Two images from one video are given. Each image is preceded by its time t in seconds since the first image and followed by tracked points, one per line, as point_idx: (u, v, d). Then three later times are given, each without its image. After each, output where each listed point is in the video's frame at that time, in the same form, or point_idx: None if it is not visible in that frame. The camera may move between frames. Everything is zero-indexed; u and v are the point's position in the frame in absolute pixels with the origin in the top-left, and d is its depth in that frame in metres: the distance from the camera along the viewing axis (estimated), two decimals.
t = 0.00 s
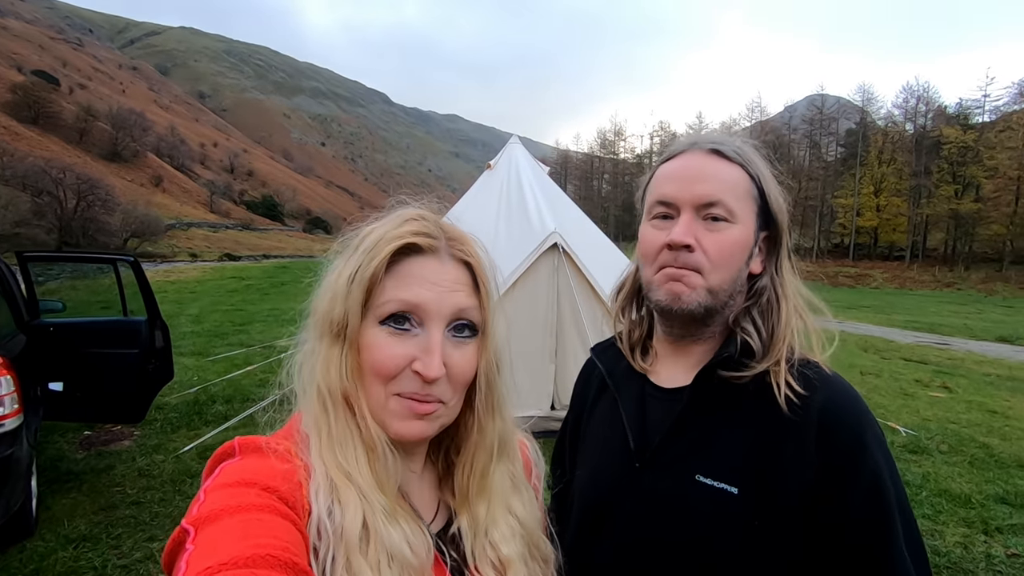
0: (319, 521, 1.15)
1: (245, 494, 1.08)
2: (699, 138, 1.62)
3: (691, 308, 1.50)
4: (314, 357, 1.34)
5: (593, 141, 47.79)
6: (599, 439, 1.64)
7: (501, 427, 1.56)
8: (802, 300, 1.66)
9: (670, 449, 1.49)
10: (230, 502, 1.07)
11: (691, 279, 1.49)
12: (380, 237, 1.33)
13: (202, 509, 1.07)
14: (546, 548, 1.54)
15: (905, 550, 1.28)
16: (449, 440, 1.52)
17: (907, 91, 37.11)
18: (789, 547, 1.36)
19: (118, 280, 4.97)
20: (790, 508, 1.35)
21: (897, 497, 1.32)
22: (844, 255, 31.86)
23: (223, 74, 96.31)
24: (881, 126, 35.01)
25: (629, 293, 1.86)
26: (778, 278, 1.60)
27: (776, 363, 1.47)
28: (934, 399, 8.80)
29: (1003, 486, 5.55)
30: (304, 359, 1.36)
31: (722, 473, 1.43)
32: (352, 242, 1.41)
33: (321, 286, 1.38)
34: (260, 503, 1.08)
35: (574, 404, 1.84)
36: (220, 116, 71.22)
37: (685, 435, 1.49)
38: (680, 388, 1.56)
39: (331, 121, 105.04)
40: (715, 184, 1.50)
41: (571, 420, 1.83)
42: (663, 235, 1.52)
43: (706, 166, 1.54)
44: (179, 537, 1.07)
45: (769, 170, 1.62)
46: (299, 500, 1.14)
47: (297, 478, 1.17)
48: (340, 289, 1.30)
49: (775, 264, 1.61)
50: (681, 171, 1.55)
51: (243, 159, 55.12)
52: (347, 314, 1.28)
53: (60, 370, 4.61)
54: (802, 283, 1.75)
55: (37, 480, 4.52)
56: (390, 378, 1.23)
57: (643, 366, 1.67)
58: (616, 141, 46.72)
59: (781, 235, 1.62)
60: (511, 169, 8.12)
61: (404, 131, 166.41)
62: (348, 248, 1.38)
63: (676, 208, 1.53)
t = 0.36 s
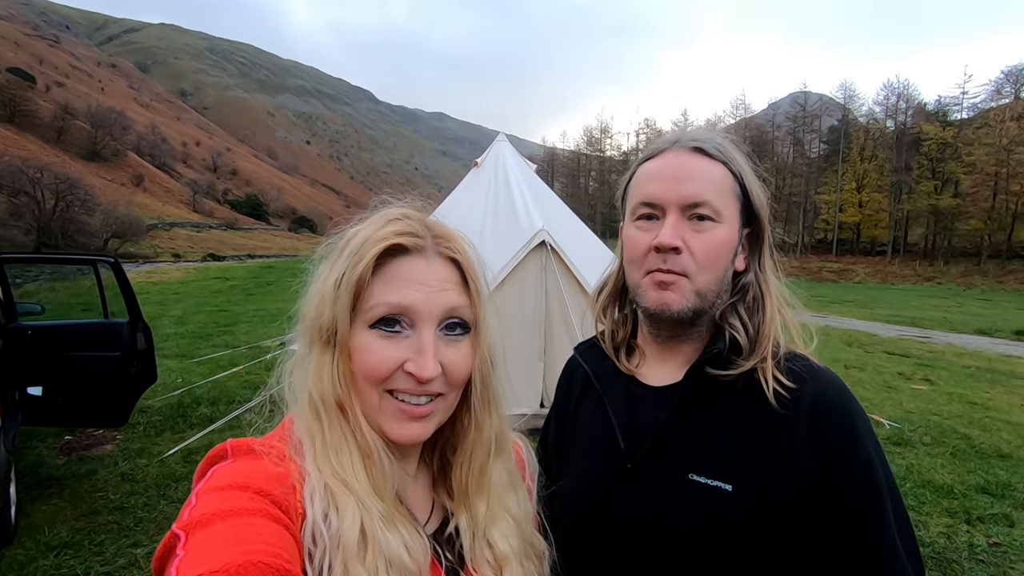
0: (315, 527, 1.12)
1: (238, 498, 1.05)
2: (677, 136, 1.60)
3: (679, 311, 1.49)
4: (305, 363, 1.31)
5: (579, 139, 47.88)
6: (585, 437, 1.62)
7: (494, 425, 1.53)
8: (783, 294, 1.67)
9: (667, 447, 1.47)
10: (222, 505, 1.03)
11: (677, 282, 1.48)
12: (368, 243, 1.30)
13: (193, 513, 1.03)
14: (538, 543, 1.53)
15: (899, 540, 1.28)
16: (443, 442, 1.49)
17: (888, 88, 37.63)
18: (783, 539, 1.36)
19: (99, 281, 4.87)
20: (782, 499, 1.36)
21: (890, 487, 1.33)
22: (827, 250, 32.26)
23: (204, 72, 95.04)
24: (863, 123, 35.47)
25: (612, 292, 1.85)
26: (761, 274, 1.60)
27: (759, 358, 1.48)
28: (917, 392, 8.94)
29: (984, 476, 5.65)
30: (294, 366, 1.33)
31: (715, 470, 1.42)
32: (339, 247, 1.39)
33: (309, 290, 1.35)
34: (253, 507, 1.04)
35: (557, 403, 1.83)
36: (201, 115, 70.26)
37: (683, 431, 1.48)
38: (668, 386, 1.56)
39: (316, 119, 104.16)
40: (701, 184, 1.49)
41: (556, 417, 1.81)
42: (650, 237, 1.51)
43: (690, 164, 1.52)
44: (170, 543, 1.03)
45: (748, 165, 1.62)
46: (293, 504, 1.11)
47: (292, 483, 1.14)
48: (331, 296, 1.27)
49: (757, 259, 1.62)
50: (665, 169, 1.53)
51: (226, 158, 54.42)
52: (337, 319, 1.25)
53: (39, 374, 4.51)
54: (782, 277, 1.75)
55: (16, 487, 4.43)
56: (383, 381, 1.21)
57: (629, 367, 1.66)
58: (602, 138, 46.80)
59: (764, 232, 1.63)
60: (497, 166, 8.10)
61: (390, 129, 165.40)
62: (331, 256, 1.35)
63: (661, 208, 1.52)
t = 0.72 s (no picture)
0: (288, 522, 1.09)
1: (208, 492, 1.01)
2: (641, 118, 1.60)
3: (647, 300, 1.51)
4: (271, 355, 1.30)
5: (567, 125, 47.71)
6: (545, 418, 1.64)
7: (460, 407, 1.54)
8: (742, 274, 1.71)
9: (638, 430, 1.48)
10: (191, 500, 1.00)
11: (645, 271, 1.49)
12: (323, 228, 1.29)
13: (161, 507, 0.99)
14: (507, 523, 1.54)
15: (857, 501, 1.31)
16: (410, 429, 1.48)
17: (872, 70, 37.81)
18: (751, 509, 1.38)
19: (77, 279, 4.77)
20: (748, 470, 1.38)
21: (847, 455, 1.36)
22: (814, 233, 32.53)
23: (184, 63, 93.37)
24: (848, 105, 35.65)
25: (572, 273, 1.87)
26: (725, 256, 1.63)
27: (723, 339, 1.48)
28: (899, 370, 9.10)
29: (963, 452, 5.77)
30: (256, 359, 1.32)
31: (674, 448, 1.44)
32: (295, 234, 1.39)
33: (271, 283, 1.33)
34: (224, 502, 1.01)
35: (519, 386, 1.84)
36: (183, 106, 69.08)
37: (655, 413, 1.48)
38: (627, 364, 1.58)
39: (299, 108, 102.78)
40: (666, 167, 1.49)
41: (516, 399, 1.83)
42: (617, 222, 1.51)
43: (653, 148, 1.52)
44: (136, 537, 0.99)
45: (711, 146, 1.62)
46: (264, 498, 1.08)
47: (262, 476, 1.11)
48: (286, 285, 1.26)
49: (720, 240, 1.64)
50: (627, 153, 1.52)
51: (209, 150, 53.61)
52: (300, 311, 1.24)
53: (16, 373, 4.48)
54: (742, 255, 1.79)
55: None
56: (351, 369, 1.20)
57: (587, 349, 1.67)
58: (589, 124, 46.66)
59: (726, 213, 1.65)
60: (482, 153, 8.05)
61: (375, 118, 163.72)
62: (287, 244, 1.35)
63: (628, 193, 1.51)
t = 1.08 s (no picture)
0: (291, 524, 1.10)
1: (210, 493, 1.01)
2: (644, 115, 1.59)
3: (646, 302, 1.51)
4: (274, 355, 1.30)
5: (569, 122, 47.61)
6: (544, 420, 1.64)
7: (463, 408, 1.54)
8: (744, 273, 1.71)
9: (636, 431, 1.48)
10: (193, 501, 1.00)
11: (646, 272, 1.49)
12: (329, 228, 1.29)
13: (163, 509, 0.99)
14: (507, 524, 1.55)
15: (859, 502, 1.31)
16: (412, 431, 1.48)
17: (875, 66, 37.65)
18: (752, 509, 1.38)
19: (79, 276, 4.83)
20: (751, 471, 1.37)
21: (850, 456, 1.35)
22: (816, 230, 32.45)
23: (186, 60, 93.29)
24: (851, 102, 35.53)
25: (571, 273, 1.87)
26: (726, 255, 1.63)
27: (724, 341, 1.48)
28: (902, 367, 9.09)
29: (966, 449, 5.76)
30: (261, 358, 1.33)
31: (677, 451, 1.44)
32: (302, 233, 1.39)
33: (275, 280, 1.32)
34: (225, 503, 1.01)
35: (518, 387, 1.84)
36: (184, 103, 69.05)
37: (653, 414, 1.48)
38: (626, 365, 1.58)
39: (301, 106, 102.76)
40: (667, 166, 1.49)
41: (515, 401, 1.83)
42: (618, 222, 1.51)
43: (656, 146, 1.51)
44: (138, 539, 0.99)
45: (714, 144, 1.62)
46: (266, 500, 1.08)
47: (264, 478, 1.11)
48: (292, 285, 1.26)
49: (722, 241, 1.64)
50: (628, 151, 1.52)
51: (210, 147, 53.59)
52: (305, 310, 1.24)
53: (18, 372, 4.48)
54: (743, 254, 1.79)
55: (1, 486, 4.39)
56: (354, 370, 1.20)
57: (587, 350, 1.67)
58: (591, 121, 46.55)
59: (728, 214, 1.64)
60: (483, 150, 8.04)
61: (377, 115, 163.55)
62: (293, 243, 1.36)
63: (630, 192, 1.51)
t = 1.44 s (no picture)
0: (293, 526, 1.10)
1: (213, 497, 1.01)
2: (644, 116, 1.58)
3: (645, 305, 1.50)
4: (276, 357, 1.30)
5: (570, 120, 47.54)
6: (544, 423, 1.64)
7: (467, 409, 1.54)
8: (746, 274, 1.70)
9: (639, 433, 1.48)
10: (195, 504, 1.00)
11: (644, 275, 1.49)
12: (331, 229, 1.29)
13: (166, 511, 0.99)
14: (509, 524, 1.54)
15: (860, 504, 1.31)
16: (415, 434, 1.47)
17: (878, 64, 37.53)
18: (754, 509, 1.37)
19: (81, 274, 4.82)
20: (751, 475, 1.37)
21: (851, 460, 1.35)
22: (818, 228, 32.34)
23: (188, 58, 93.29)
24: (853, 99, 35.42)
25: (571, 275, 1.87)
26: (728, 258, 1.62)
27: (726, 345, 1.47)
28: (904, 366, 9.08)
29: (968, 448, 5.75)
30: (264, 362, 1.33)
31: (678, 454, 1.44)
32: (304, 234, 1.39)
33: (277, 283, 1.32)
34: (228, 506, 1.01)
35: (519, 389, 1.84)
36: (186, 101, 68.99)
37: (655, 417, 1.48)
38: (626, 368, 1.58)
39: (302, 104, 102.69)
40: (666, 167, 1.48)
41: (516, 403, 1.83)
42: (615, 225, 1.51)
43: (655, 148, 1.50)
44: (141, 542, 0.99)
45: (715, 144, 1.60)
46: (268, 503, 1.08)
47: (268, 480, 1.11)
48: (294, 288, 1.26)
49: (724, 242, 1.63)
50: (627, 153, 1.51)
51: (212, 145, 53.58)
52: (307, 312, 1.24)
53: (21, 370, 4.50)
54: (745, 255, 1.78)
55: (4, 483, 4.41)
56: (356, 373, 1.20)
57: (588, 352, 1.67)
58: (593, 118, 46.38)
59: (729, 215, 1.63)
60: (484, 148, 8.02)
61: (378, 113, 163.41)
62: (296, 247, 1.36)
63: (628, 195, 1.51)
